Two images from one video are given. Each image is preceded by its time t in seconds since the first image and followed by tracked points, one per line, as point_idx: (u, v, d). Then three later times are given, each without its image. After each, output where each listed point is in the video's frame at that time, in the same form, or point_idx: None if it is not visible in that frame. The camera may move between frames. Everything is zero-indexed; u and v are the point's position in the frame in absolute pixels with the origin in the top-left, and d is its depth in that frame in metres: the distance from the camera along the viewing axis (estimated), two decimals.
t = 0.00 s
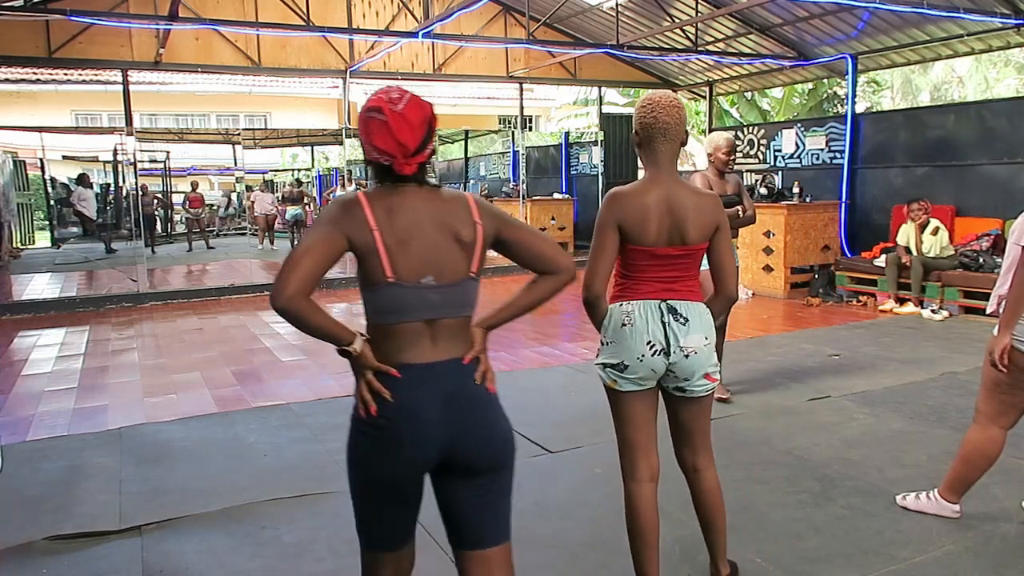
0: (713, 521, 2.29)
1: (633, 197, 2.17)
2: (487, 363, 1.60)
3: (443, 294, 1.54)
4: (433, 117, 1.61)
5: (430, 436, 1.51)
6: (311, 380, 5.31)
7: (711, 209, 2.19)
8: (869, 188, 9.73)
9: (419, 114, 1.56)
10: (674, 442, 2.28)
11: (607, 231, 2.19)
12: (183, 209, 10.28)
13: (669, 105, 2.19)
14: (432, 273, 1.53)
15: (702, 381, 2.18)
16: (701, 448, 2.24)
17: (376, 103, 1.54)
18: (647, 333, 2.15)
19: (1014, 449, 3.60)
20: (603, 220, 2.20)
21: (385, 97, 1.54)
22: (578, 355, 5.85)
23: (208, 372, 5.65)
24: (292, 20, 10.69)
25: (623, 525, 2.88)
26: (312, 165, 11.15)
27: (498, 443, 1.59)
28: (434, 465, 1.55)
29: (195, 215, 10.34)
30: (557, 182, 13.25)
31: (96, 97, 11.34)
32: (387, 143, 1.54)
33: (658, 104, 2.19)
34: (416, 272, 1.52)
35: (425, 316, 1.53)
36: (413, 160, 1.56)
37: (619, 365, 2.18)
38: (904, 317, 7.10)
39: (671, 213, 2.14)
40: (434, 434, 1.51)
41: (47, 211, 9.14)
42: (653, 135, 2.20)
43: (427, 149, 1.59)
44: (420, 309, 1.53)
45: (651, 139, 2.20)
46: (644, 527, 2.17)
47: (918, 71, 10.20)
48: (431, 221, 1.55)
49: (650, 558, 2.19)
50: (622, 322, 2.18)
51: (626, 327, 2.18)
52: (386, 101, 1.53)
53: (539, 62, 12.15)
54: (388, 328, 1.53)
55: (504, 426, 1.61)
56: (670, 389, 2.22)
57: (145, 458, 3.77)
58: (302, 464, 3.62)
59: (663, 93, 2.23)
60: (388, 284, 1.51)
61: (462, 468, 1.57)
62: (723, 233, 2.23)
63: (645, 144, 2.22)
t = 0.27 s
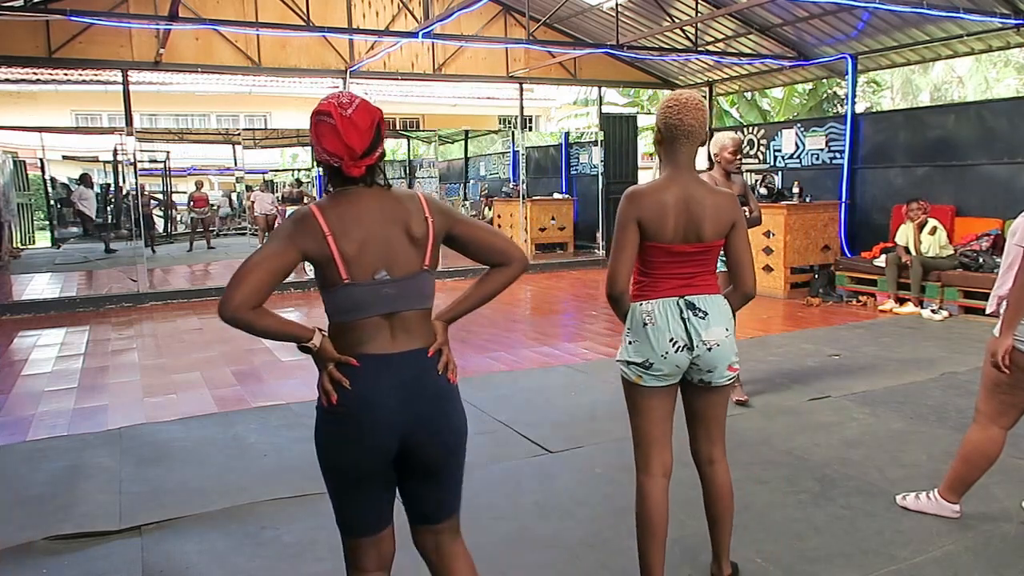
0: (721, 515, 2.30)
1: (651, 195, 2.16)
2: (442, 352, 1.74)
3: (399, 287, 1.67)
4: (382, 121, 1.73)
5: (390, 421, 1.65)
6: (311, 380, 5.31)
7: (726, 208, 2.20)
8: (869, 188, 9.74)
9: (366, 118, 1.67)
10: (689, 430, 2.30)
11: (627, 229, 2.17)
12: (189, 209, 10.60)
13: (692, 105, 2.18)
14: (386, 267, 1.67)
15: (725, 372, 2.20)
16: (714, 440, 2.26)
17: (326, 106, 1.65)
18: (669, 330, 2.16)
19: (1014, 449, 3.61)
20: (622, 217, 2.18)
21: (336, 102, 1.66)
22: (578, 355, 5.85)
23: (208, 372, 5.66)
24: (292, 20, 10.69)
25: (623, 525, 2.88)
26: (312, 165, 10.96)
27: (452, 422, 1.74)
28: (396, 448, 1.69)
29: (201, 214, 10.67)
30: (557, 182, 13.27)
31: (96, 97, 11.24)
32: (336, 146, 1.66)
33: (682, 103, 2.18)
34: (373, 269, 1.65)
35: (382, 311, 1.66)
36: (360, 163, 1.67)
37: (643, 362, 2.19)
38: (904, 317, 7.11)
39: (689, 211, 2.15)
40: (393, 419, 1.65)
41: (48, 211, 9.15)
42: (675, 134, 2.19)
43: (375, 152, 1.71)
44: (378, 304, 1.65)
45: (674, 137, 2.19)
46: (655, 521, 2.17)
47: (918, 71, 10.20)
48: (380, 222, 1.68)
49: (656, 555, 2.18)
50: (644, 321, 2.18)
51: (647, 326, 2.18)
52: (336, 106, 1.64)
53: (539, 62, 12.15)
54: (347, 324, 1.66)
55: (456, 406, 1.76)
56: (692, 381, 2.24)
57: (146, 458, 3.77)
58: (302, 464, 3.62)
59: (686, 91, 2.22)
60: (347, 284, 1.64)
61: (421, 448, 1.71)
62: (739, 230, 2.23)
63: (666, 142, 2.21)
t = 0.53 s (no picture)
0: (728, 511, 2.31)
1: (664, 197, 2.17)
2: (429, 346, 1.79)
3: (386, 282, 1.72)
4: (377, 125, 1.77)
5: (384, 413, 1.69)
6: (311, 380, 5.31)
7: (739, 208, 2.20)
8: (869, 188, 9.74)
9: (360, 122, 1.72)
10: (704, 422, 2.30)
11: (641, 232, 2.18)
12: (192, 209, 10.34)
13: (705, 108, 2.19)
14: (373, 264, 1.71)
15: (748, 367, 2.21)
16: (729, 435, 2.26)
17: (323, 107, 1.69)
18: (689, 331, 2.16)
19: (1015, 449, 3.61)
20: (636, 219, 2.19)
21: (333, 103, 1.70)
22: (578, 355, 5.85)
23: (208, 372, 5.65)
24: (292, 20, 10.69)
25: (623, 525, 2.88)
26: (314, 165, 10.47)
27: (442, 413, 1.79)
28: (390, 440, 1.73)
29: (205, 215, 10.48)
30: (557, 182, 13.27)
31: (96, 97, 11.38)
32: (330, 145, 1.70)
33: (697, 107, 2.19)
34: (360, 266, 1.70)
35: (372, 307, 1.70)
36: (352, 164, 1.72)
37: (665, 364, 2.18)
38: (904, 317, 7.10)
39: (701, 212, 2.15)
40: (387, 411, 1.69)
41: (47, 211, 9.14)
42: (690, 137, 2.19)
43: (367, 154, 1.75)
44: (368, 300, 1.69)
45: (690, 140, 2.20)
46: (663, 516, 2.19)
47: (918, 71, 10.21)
48: (367, 220, 1.72)
49: (661, 549, 2.21)
50: (665, 325, 2.20)
51: (668, 329, 2.19)
52: (332, 107, 1.68)
53: (539, 62, 12.16)
54: (337, 320, 1.70)
55: (444, 398, 1.81)
56: (714, 379, 2.24)
57: (146, 458, 3.77)
58: (302, 464, 3.62)
59: (703, 97, 2.23)
60: (334, 280, 1.69)
61: (413, 439, 1.76)
62: (754, 229, 2.22)
63: (682, 145, 2.22)
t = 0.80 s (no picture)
0: (733, 511, 2.31)
1: (675, 199, 2.18)
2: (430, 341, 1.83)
3: (398, 284, 1.76)
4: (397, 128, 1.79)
5: (390, 404, 1.73)
6: (311, 380, 5.31)
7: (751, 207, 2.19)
8: (869, 188, 9.73)
9: (382, 125, 1.74)
10: (718, 418, 2.30)
11: (655, 235, 2.20)
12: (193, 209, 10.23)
13: (708, 110, 2.21)
14: (389, 268, 1.75)
15: (765, 367, 2.21)
16: (738, 433, 2.26)
17: (347, 109, 1.72)
18: (706, 332, 2.16)
19: (1014, 449, 3.61)
20: (648, 222, 2.21)
21: (356, 106, 1.73)
22: (578, 355, 5.85)
23: (208, 372, 5.65)
24: (292, 20, 10.69)
25: (623, 525, 2.88)
26: (312, 165, 10.90)
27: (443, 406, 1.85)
28: (393, 429, 1.77)
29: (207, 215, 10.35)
30: (557, 182, 13.26)
31: (96, 97, 11.40)
32: (352, 145, 1.73)
33: (702, 111, 2.21)
34: (379, 268, 1.74)
35: (381, 306, 1.74)
36: (371, 164, 1.74)
37: (682, 366, 2.19)
38: (904, 317, 7.10)
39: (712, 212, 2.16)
40: (392, 401, 1.74)
41: (47, 211, 9.13)
42: (698, 140, 2.21)
43: (386, 156, 1.77)
44: (378, 299, 1.74)
45: (700, 142, 2.21)
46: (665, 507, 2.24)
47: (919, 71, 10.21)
48: (387, 223, 1.76)
49: (665, 537, 2.25)
50: (681, 326, 2.19)
51: (685, 331, 2.19)
52: (356, 109, 1.71)
53: (539, 62, 12.15)
54: (348, 317, 1.74)
55: (445, 391, 1.86)
56: (730, 378, 2.24)
57: (145, 458, 3.77)
58: (302, 464, 3.62)
59: (709, 101, 2.25)
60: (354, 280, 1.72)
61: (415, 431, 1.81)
62: (766, 225, 2.21)
63: (692, 149, 2.24)
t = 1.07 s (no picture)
0: (735, 510, 2.31)
1: (682, 199, 2.18)
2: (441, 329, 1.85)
3: (410, 277, 1.78)
4: (420, 132, 1.82)
5: (406, 393, 1.75)
6: (311, 380, 5.31)
7: (759, 208, 2.19)
8: (869, 188, 9.73)
9: (405, 130, 1.78)
10: (719, 417, 2.29)
11: (660, 232, 2.20)
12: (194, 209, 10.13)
13: (718, 111, 2.21)
14: (402, 261, 1.78)
15: (769, 367, 2.22)
16: (741, 432, 2.26)
17: (373, 111, 1.76)
18: (711, 331, 2.16)
19: (1014, 448, 3.61)
20: (654, 220, 2.21)
21: (381, 108, 1.77)
22: (578, 355, 5.85)
23: (208, 372, 5.65)
24: (292, 20, 10.69)
25: (623, 525, 2.88)
26: (312, 165, 10.72)
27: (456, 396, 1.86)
28: (409, 416, 1.79)
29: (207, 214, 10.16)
30: (557, 182, 13.25)
31: (96, 97, 11.41)
32: (374, 146, 1.77)
33: (712, 111, 2.21)
34: (392, 261, 1.77)
35: (393, 297, 1.76)
36: (392, 165, 1.78)
37: (687, 364, 2.19)
38: (904, 317, 7.10)
39: (719, 212, 2.15)
40: (408, 391, 1.75)
41: (47, 211, 9.14)
42: (707, 139, 2.21)
43: (408, 157, 1.81)
44: (390, 291, 1.76)
45: (711, 142, 2.20)
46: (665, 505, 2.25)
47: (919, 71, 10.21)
48: (404, 218, 1.79)
49: (665, 536, 2.25)
50: (686, 325, 2.20)
51: (689, 330, 2.19)
52: (380, 112, 1.75)
53: (539, 62, 12.15)
54: (362, 306, 1.76)
55: (459, 381, 1.88)
56: (735, 378, 2.24)
57: (145, 458, 3.77)
58: (302, 464, 3.62)
59: (719, 101, 2.25)
60: (367, 270, 1.75)
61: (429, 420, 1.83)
62: (774, 228, 2.20)
63: (700, 149, 2.23)
